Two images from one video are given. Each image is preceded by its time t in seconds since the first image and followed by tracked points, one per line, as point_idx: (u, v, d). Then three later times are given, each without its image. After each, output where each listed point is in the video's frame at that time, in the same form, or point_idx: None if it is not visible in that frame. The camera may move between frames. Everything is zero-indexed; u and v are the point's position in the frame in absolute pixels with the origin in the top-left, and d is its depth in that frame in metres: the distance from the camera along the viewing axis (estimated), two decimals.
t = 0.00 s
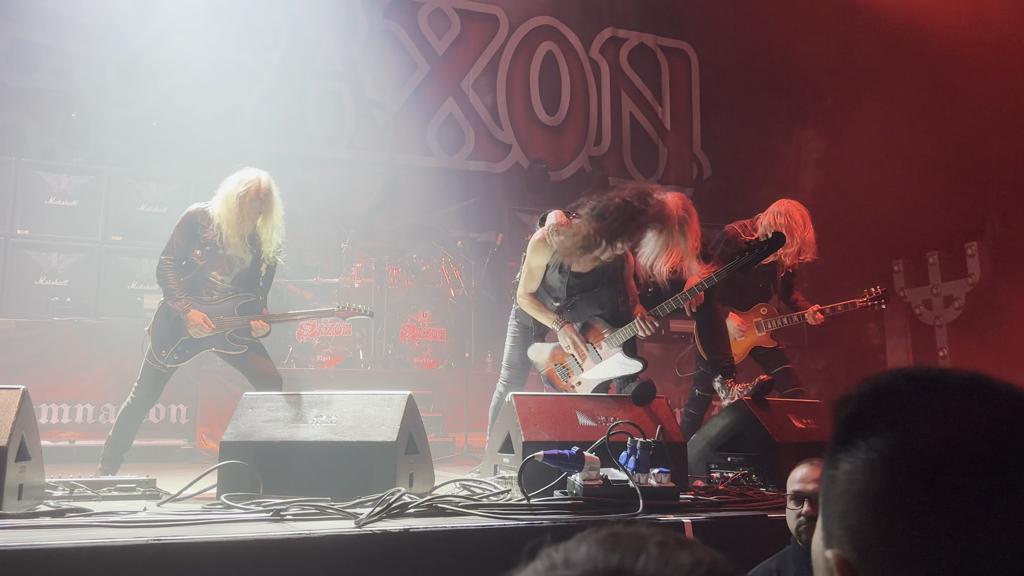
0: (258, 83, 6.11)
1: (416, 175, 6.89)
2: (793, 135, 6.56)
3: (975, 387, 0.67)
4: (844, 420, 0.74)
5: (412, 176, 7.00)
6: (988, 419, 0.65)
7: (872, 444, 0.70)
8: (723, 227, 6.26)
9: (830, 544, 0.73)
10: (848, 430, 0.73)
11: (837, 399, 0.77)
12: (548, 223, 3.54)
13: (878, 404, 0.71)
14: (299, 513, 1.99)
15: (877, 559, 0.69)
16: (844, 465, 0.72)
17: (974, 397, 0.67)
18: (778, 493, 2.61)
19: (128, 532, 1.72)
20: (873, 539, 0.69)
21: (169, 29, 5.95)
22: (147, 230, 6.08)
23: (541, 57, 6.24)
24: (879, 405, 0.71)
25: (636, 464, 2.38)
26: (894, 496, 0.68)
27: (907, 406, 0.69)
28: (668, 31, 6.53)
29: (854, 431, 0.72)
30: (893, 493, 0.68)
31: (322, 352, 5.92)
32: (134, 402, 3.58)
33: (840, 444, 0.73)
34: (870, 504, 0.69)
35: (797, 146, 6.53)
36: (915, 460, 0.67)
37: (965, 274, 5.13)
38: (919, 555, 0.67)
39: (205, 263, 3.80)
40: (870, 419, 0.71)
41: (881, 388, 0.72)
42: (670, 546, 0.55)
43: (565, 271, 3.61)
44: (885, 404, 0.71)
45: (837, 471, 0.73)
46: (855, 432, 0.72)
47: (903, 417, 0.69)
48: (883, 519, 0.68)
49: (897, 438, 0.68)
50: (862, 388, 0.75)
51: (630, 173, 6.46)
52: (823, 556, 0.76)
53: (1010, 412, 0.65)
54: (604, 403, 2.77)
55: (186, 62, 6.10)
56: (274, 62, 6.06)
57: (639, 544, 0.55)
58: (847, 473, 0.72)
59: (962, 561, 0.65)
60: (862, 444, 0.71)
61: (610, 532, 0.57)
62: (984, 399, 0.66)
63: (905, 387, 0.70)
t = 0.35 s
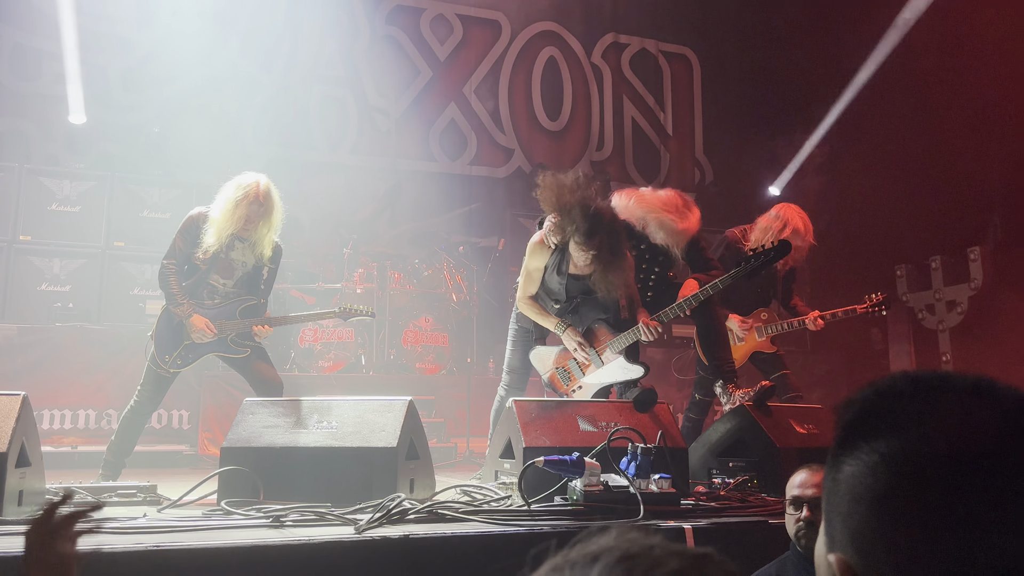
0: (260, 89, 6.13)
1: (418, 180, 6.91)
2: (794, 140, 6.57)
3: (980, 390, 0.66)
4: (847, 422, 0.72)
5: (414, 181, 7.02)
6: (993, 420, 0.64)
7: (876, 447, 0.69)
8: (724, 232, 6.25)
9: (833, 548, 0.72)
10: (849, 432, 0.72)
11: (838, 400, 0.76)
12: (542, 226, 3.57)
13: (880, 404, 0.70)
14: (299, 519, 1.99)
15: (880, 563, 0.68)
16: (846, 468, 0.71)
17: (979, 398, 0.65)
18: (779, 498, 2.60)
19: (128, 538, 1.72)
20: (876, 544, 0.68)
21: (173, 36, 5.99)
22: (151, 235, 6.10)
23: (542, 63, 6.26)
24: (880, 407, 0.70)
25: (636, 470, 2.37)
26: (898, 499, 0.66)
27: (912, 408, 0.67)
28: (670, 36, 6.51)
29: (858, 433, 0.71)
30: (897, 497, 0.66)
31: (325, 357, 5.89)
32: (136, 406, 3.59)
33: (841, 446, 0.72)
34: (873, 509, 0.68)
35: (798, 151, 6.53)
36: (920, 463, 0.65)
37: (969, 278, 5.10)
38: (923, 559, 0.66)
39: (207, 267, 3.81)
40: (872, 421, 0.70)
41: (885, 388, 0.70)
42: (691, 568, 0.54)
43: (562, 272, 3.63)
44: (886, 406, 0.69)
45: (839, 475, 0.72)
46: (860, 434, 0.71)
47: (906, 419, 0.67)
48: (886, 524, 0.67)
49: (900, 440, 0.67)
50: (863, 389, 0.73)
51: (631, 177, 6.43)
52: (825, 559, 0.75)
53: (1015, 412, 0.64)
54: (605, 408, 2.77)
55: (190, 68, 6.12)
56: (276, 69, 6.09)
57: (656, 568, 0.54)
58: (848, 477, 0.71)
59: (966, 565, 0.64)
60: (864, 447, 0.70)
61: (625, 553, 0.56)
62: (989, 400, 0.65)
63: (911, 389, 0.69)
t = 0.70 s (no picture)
0: (262, 88, 6.14)
1: (419, 178, 6.90)
2: (796, 139, 6.54)
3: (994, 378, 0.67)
4: (857, 411, 0.73)
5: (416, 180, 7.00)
6: (1007, 406, 0.65)
7: (888, 435, 0.69)
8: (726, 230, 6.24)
9: (843, 540, 0.72)
10: (861, 421, 0.73)
11: (850, 391, 0.77)
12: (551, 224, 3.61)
13: (894, 393, 0.71)
14: (300, 516, 1.98)
15: (892, 554, 0.68)
16: (858, 457, 0.72)
17: (994, 386, 0.67)
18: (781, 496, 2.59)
19: (127, 534, 1.71)
20: (888, 534, 0.68)
21: (174, 35, 5.99)
22: (150, 233, 6.08)
23: (543, 61, 6.26)
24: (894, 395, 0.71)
25: (638, 467, 2.37)
26: (911, 488, 0.67)
27: (922, 396, 0.68)
28: (671, 34, 6.47)
29: (870, 422, 0.72)
30: (910, 485, 0.67)
31: (326, 355, 5.88)
32: (137, 403, 3.58)
33: (854, 435, 0.73)
34: (886, 496, 0.69)
35: (800, 150, 6.52)
36: (934, 451, 0.66)
37: (970, 277, 5.12)
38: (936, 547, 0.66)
39: (209, 265, 3.80)
40: (886, 410, 0.71)
41: (897, 377, 0.72)
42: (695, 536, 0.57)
43: (568, 270, 3.63)
44: (901, 395, 0.70)
45: (850, 464, 0.72)
46: (871, 423, 0.72)
47: (920, 407, 0.68)
48: (900, 511, 0.68)
49: (914, 428, 0.68)
50: (875, 379, 0.74)
51: (632, 175, 6.42)
52: (835, 554, 0.74)
53: None
54: (606, 405, 2.76)
55: (190, 67, 6.12)
56: (276, 67, 6.09)
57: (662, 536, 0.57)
58: (860, 466, 0.71)
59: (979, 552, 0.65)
60: (877, 436, 0.71)
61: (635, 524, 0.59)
62: (1003, 387, 0.66)
63: (922, 378, 0.70)
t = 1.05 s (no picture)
0: (266, 88, 6.15)
1: (423, 178, 6.92)
2: (800, 139, 6.50)
3: (1015, 378, 0.67)
4: (875, 410, 0.72)
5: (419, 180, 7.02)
6: None
7: (908, 435, 0.68)
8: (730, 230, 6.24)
9: (861, 540, 0.72)
10: (879, 420, 0.72)
11: (865, 389, 0.75)
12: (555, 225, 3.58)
13: (914, 392, 0.70)
14: (306, 516, 1.99)
15: (913, 556, 0.67)
16: (877, 456, 0.71)
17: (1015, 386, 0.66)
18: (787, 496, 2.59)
19: (135, 534, 1.72)
20: (910, 535, 0.67)
21: (179, 35, 6.01)
22: (155, 233, 6.09)
23: (547, 62, 6.26)
24: (915, 395, 0.70)
25: (643, 467, 2.37)
26: (933, 490, 0.66)
27: (943, 397, 0.68)
28: (674, 34, 6.49)
29: (888, 421, 0.71)
30: (931, 486, 0.66)
31: (330, 355, 5.89)
32: (143, 403, 3.59)
33: (873, 434, 0.72)
34: (906, 497, 0.68)
35: (804, 150, 6.48)
36: (956, 453, 0.66)
37: (975, 276, 5.27)
38: (958, 548, 0.65)
39: (215, 264, 3.81)
40: (905, 409, 0.70)
41: (915, 378, 0.71)
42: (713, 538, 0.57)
43: (575, 271, 3.59)
44: (920, 394, 0.69)
45: (869, 464, 0.71)
46: (889, 423, 0.71)
47: (942, 406, 0.67)
48: (922, 513, 0.67)
49: (936, 429, 0.67)
50: (894, 379, 0.72)
51: (636, 175, 6.41)
52: (852, 553, 0.74)
53: None
54: (611, 406, 2.76)
55: (195, 68, 6.14)
56: (280, 68, 6.10)
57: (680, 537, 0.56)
58: (880, 465, 0.70)
59: (1001, 553, 0.65)
60: (896, 435, 0.70)
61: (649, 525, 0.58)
62: None
63: (940, 377, 0.69)
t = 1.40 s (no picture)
0: (267, 84, 6.14)
1: (425, 175, 6.91)
2: (802, 136, 6.48)
3: (1013, 372, 0.66)
4: (872, 406, 0.72)
5: (421, 176, 7.01)
6: None
7: (906, 431, 0.68)
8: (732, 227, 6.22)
9: (860, 537, 0.72)
10: (876, 416, 0.72)
11: (864, 385, 0.76)
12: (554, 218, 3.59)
13: (909, 388, 0.70)
14: (309, 513, 1.99)
15: (910, 553, 0.67)
16: (874, 453, 0.71)
17: (1013, 380, 0.66)
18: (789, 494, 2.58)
19: (138, 531, 1.72)
20: (906, 532, 0.67)
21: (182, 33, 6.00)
22: (157, 230, 6.09)
23: (549, 59, 6.23)
24: (910, 390, 0.69)
25: (645, 464, 2.36)
26: (929, 487, 0.66)
27: (941, 393, 0.67)
28: (678, 30, 6.46)
29: (886, 419, 0.71)
30: (927, 483, 0.66)
31: (332, 352, 5.89)
32: (146, 400, 3.60)
33: (869, 431, 0.72)
34: (903, 494, 0.68)
35: (807, 145, 6.47)
36: (951, 449, 0.65)
37: (978, 274, 5.19)
38: (955, 545, 0.65)
39: (216, 262, 3.81)
40: (902, 405, 0.70)
41: (913, 372, 0.71)
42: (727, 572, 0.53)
43: (574, 266, 3.63)
44: (916, 390, 0.69)
45: (866, 461, 0.72)
46: (887, 420, 0.71)
47: (938, 401, 0.67)
48: (917, 510, 0.67)
49: (933, 425, 0.66)
50: (892, 374, 0.72)
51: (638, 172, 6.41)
52: (851, 551, 0.74)
53: None
54: (614, 403, 2.75)
55: (197, 65, 6.13)
56: (282, 64, 6.08)
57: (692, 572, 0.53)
58: (877, 462, 0.70)
59: (999, 550, 0.64)
60: (893, 432, 0.70)
61: (658, 554, 0.54)
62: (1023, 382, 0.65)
63: (939, 373, 0.69)
